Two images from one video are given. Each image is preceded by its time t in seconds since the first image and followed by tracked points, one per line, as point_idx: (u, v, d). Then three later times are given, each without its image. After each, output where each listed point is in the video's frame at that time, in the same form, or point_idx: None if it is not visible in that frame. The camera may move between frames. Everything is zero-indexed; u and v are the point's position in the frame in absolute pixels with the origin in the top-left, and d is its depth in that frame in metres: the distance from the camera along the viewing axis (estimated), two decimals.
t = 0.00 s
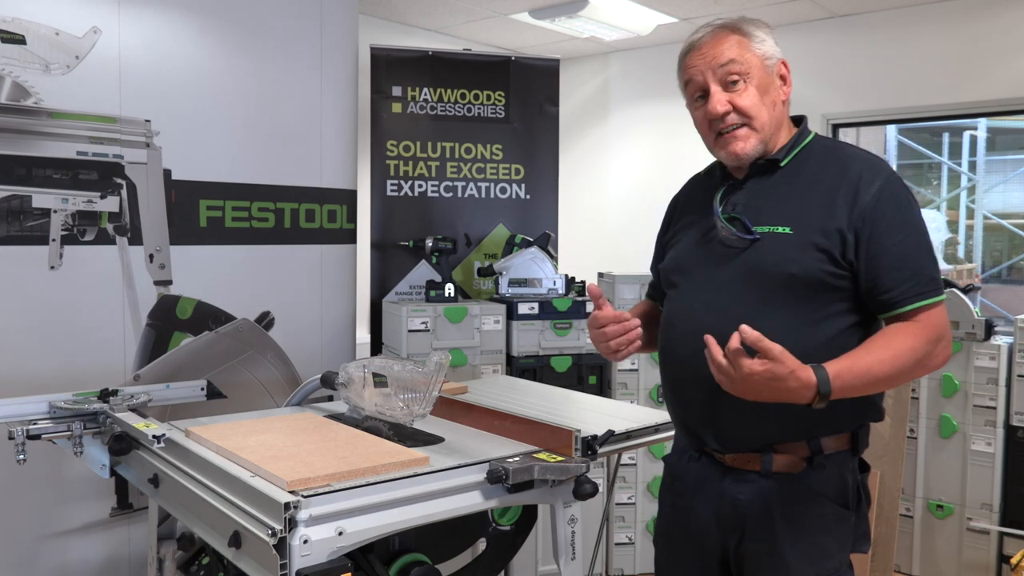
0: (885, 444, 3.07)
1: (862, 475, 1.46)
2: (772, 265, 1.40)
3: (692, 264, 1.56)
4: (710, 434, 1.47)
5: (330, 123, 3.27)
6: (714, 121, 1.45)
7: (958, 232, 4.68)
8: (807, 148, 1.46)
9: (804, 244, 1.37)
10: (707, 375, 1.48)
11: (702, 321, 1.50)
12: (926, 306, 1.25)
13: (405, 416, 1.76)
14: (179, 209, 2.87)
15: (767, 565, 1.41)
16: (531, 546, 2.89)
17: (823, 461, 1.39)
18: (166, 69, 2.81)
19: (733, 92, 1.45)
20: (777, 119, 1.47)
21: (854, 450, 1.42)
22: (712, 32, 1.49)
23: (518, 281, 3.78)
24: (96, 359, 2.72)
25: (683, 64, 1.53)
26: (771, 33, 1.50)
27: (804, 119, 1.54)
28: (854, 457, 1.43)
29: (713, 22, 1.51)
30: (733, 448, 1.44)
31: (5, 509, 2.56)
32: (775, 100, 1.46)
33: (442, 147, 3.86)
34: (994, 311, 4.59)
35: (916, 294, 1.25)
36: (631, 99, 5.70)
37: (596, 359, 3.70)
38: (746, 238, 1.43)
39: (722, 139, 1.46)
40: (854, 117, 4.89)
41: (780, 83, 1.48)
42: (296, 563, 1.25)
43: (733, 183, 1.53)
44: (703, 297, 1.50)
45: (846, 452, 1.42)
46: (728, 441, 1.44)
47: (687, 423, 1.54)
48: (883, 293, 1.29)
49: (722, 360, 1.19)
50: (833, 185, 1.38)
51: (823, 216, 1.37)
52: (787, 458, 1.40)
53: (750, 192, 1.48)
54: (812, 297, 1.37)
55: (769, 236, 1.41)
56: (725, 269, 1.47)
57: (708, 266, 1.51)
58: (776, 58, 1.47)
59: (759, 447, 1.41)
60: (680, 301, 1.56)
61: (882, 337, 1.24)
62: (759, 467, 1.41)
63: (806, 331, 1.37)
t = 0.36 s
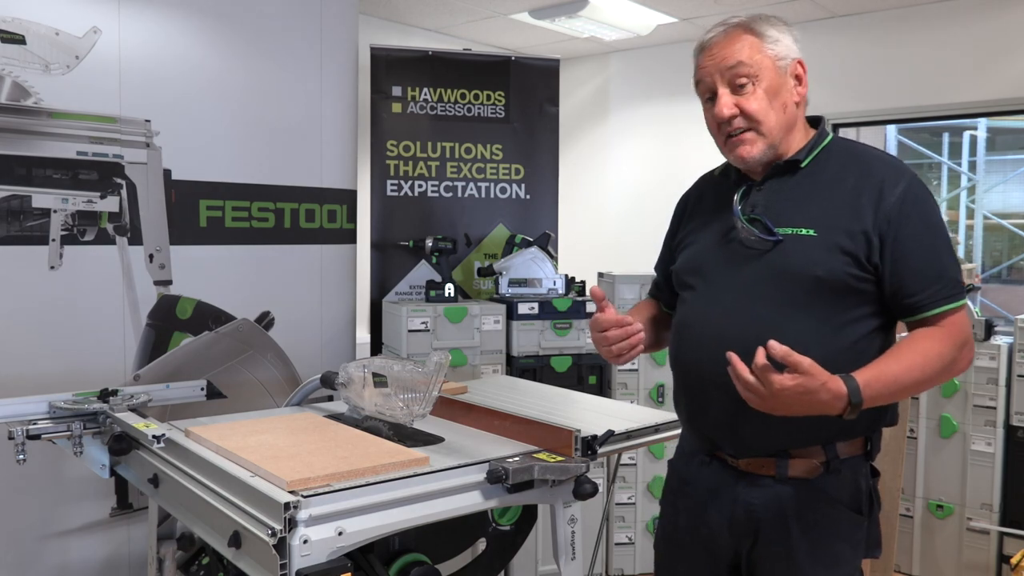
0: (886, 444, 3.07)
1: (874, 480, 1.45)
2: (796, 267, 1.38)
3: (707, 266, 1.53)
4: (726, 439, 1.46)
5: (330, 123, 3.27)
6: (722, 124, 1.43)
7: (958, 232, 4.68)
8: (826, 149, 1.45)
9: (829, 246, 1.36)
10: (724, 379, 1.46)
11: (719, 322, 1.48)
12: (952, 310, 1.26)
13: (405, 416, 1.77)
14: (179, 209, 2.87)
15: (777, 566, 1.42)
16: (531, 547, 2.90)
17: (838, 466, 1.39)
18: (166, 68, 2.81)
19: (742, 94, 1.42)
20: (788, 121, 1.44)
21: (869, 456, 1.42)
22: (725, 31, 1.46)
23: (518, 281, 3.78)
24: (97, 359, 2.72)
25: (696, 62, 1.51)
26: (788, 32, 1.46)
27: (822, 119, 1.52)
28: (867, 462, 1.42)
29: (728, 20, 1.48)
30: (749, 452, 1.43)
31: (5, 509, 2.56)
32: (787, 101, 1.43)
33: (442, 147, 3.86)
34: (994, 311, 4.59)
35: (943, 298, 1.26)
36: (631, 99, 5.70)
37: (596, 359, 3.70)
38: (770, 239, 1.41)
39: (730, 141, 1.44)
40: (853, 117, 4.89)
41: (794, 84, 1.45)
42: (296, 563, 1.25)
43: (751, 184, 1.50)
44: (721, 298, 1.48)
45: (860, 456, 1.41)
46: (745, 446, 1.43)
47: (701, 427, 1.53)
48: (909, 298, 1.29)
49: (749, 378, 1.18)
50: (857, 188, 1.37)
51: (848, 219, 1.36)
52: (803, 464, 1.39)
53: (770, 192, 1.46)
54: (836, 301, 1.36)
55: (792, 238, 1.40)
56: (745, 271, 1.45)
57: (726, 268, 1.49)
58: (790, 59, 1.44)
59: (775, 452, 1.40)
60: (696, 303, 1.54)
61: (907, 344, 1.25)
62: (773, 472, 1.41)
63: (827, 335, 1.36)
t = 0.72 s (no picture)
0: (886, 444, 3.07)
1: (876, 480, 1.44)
2: (794, 274, 1.34)
3: (707, 268, 1.49)
4: (726, 442, 1.45)
5: (330, 122, 3.27)
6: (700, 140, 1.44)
7: (958, 232, 4.67)
8: (829, 152, 1.39)
9: (828, 253, 1.32)
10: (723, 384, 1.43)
11: (717, 327, 1.44)
12: (953, 321, 1.23)
13: (405, 416, 1.77)
14: (179, 209, 2.87)
15: (774, 568, 1.41)
16: (531, 547, 2.90)
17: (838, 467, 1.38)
18: (166, 68, 2.81)
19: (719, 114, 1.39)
20: (769, 141, 1.38)
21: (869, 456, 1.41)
22: (716, 40, 1.40)
23: (518, 281, 3.78)
24: (96, 359, 2.72)
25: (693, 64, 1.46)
26: (789, 40, 1.35)
27: (829, 117, 1.45)
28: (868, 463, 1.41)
29: (726, 25, 1.40)
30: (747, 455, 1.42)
31: (5, 508, 2.56)
32: (768, 122, 1.36)
33: (442, 147, 3.86)
34: (994, 312, 4.59)
35: (944, 309, 1.22)
36: (631, 99, 5.70)
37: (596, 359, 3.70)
38: (768, 245, 1.37)
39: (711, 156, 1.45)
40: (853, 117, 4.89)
41: (781, 102, 1.36)
42: (296, 563, 1.25)
43: (751, 186, 1.45)
44: (719, 303, 1.44)
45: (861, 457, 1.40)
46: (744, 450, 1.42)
47: (702, 431, 1.51)
48: (910, 309, 1.25)
49: (753, 449, 1.17)
50: (859, 193, 1.32)
51: (848, 225, 1.31)
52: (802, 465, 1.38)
53: (770, 195, 1.42)
54: (836, 308, 1.33)
55: (791, 244, 1.36)
56: (743, 276, 1.42)
57: (724, 271, 1.45)
58: (778, 75, 1.34)
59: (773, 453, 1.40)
60: (694, 306, 1.50)
61: (909, 367, 1.22)
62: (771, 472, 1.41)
63: (826, 342, 1.33)
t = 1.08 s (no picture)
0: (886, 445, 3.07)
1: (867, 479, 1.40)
2: (763, 275, 1.32)
3: (680, 272, 1.48)
4: (705, 445, 1.44)
5: (330, 122, 3.27)
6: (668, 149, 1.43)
7: (958, 231, 4.68)
8: (798, 151, 1.37)
9: (796, 253, 1.30)
10: (697, 387, 1.42)
11: (691, 330, 1.42)
12: (922, 319, 1.20)
13: (405, 416, 1.77)
14: (179, 209, 2.87)
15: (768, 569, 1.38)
16: (531, 547, 2.90)
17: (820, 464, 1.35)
18: (166, 69, 2.81)
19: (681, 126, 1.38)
20: (734, 148, 1.37)
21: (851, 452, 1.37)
22: (671, 53, 1.37)
23: (517, 281, 3.77)
24: (96, 360, 2.72)
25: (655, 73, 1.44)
26: (746, 48, 1.32)
27: (800, 115, 1.42)
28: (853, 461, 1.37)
29: (681, 36, 1.37)
30: (727, 455, 1.41)
31: (5, 509, 2.56)
32: (729, 132, 1.34)
33: (442, 147, 3.86)
34: (994, 311, 4.58)
35: (911, 307, 1.19)
36: (632, 99, 5.71)
37: (596, 358, 3.70)
38: (736, 246, 1.36)
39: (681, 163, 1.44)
40: (853, 117, 4.89)
41: (741, 110, 1.33)
42: (296, 563, 1.25)
43: (723, 188, 1.44)
44: (692, 307, 1.43)
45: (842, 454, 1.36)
46: (724, 451, 1.41)
47: (683, 433, 1.50)
48: (879, 309, 1.22)
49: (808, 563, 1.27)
50: (827, 191, 1.30)
51: (816, 225, 1.29)
52: (782, 463, 1.36)
53: (740, 197, 1.40)
54: (807, 309, 1.30)
55: (760, 245, 1.34)
56: (715, 279, 1.40)
57: (697, 275, 1.44)
58: (734, 85, 1.31)
59: (753, 453, 1.38)
60: (668, 310, 1.49)
61: (886, 391, 1.21)
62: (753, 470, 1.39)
63: (797, 344, 1.31)
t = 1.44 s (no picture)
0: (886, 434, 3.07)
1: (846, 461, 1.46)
2: (726, 254, 1.39)
3: (644, 262, 1.53)
4: (683, 430, 1.48)
5: (331, 109, 3.25)
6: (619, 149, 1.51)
7: (959, 220, 4.69)
8: (746, 133, 1.44)
9: (755, 230, 1.37)
10: (670, 372, 1.47)
11: (659, 317, 1.48)
12: (880, 281, 1.28)
13: (406, 403, 1.76)
14: (179, 197, 2.87)
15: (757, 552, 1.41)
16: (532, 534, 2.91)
17: (797, 446, 1.40)
18: (164, 56, 2.80)
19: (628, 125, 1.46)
20: (681, 138, 1.44)
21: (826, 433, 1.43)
22: (609, 57, 1.45)
23: (518, 269, 3.81)
24: (97, 348, 2.73)
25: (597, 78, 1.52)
26: (678, 43, 1.40)
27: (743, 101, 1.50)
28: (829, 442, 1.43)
29: (616, 40, 1.46)
30: (708, 441, 1.45)
31: (6, 496, 2.57)
32: (673, 123, 1.42)
33: (443, 135, 3.85)
34: (995, 300, 4.58)
35: (869, 270, 1.27)
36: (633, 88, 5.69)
37: (597, 347, 3.70)
38: (697, 229, 1.42)
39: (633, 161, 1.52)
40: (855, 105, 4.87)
41: (682, 101, 1.41)
42: (296, 550, 1.26)
43: (677, 179, 1.50)
44: (660, 295, 1.48)
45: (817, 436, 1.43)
46: (704, 435, 1.45)
47: (658, 422, 1.54)
48: (839, 275, 1.30)
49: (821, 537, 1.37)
50: (780, 166, 1.38)
51: (772, 199, 1.36)
52: (763, 446, 1.41)
53: (697, 183, 1.46)
54: (769, 285, 1.37)
55: (719, 226, 1.41)
56: (679, 263, 1.46)
57: (662, 262, 1.49)
58: (671, 77, 1.39)
59: (734, 437, 1.42)
60: (636, 300, 1.54)
61: (862, 359, 1.29)
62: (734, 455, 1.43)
63: (763, 319, 1.37)
